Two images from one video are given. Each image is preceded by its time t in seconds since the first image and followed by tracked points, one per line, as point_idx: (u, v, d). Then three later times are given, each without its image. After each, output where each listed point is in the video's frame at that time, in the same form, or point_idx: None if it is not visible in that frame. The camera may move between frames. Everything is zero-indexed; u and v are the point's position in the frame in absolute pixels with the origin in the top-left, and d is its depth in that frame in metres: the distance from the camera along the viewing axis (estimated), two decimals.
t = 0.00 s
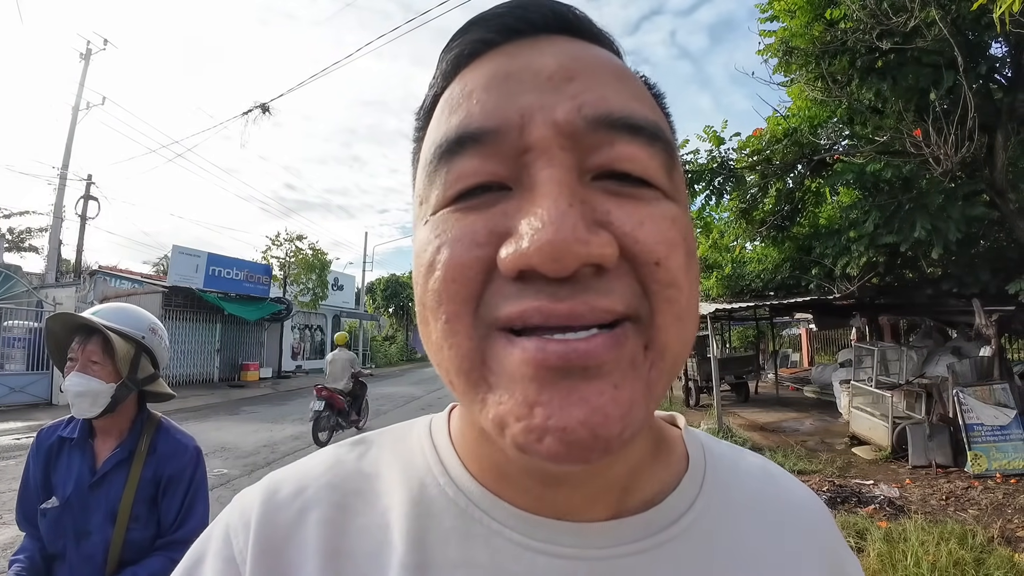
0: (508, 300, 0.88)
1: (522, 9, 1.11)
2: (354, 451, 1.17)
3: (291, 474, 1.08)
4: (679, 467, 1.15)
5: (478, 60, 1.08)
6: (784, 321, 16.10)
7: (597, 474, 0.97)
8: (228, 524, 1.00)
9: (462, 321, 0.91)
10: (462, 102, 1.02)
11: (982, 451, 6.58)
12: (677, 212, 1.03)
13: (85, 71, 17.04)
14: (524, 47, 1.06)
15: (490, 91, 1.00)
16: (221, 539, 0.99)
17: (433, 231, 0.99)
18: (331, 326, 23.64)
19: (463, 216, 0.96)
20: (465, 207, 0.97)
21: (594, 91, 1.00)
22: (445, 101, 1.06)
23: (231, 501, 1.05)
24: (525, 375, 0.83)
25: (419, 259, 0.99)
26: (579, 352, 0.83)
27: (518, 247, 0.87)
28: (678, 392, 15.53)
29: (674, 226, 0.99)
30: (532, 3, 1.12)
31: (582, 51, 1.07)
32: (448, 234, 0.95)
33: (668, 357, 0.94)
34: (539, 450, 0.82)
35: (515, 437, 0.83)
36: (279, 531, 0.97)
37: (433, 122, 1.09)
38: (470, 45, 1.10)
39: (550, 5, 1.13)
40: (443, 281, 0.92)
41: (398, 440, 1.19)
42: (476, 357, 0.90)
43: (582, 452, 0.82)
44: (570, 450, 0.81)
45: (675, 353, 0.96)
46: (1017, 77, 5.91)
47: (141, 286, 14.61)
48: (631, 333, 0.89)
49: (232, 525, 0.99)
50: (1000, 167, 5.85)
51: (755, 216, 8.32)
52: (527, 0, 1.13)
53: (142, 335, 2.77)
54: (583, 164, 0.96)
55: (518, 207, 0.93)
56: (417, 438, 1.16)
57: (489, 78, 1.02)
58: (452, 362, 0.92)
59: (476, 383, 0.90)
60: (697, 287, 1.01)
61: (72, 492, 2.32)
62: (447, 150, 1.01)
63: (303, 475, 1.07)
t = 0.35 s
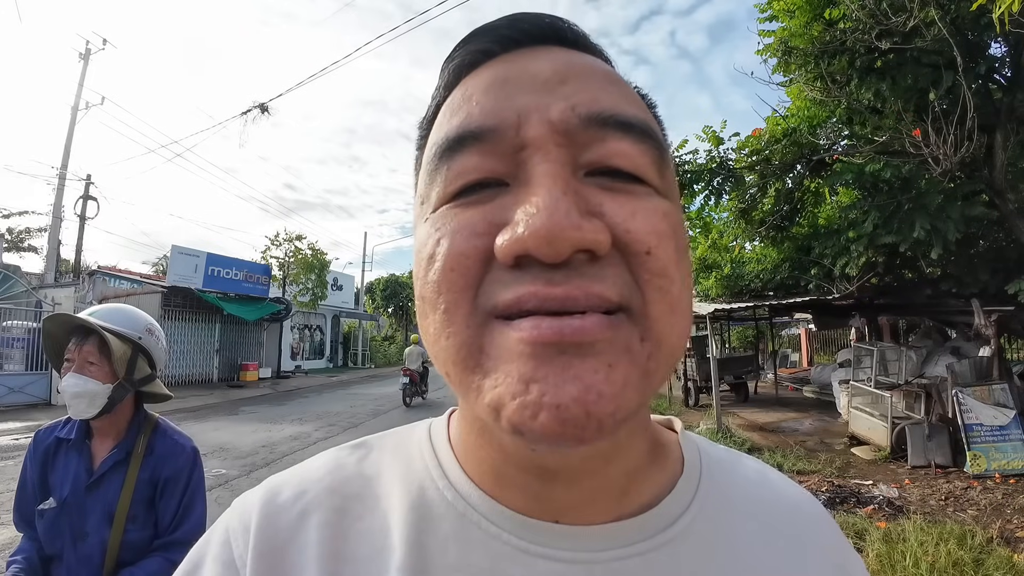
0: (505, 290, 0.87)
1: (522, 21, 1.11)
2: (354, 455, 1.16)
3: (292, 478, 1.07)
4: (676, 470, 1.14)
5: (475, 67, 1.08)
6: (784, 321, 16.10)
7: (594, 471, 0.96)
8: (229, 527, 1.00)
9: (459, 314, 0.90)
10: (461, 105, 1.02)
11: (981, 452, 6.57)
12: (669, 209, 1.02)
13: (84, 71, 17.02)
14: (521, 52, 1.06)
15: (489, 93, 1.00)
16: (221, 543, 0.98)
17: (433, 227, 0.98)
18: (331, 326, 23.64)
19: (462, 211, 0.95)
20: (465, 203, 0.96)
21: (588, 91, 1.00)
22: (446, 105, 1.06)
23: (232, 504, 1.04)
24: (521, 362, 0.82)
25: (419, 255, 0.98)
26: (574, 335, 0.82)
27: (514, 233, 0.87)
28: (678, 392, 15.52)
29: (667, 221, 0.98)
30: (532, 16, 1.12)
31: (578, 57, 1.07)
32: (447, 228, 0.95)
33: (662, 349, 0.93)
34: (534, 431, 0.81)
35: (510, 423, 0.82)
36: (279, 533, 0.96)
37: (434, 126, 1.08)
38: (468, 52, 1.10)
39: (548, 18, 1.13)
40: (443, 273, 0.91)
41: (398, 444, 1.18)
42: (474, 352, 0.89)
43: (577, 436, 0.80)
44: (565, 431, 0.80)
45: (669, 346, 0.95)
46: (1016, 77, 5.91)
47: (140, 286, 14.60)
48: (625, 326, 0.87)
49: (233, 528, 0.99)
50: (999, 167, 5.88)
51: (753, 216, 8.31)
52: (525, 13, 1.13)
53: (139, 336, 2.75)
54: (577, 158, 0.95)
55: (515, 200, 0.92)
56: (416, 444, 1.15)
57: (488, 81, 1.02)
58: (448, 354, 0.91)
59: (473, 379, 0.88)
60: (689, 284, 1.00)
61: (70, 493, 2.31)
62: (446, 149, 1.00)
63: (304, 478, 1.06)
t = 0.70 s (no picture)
0: (508, 308, 0.86)
1: (526, 32, 1.10)
2: (358, 463, 1.15)
3: (298, 485, 1.07)
4: (682, 481, 1.13)
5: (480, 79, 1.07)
6: (783, 321, 16.10)
7: (598, 486, 0.95)
8: (235, 535, 0.99)
9: (465, 330, 0.89)
10: (467, 117, 1.01)
11: (981, 452, 6.57)
12: (672, 224, 1.01)
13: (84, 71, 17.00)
14: (526, 65, 1.05)
15: (494, 107, 0.99)
16: (228, 550, 0.98)
17: (437, 241, 0.97)
18: (331, 326, 23.63)
19: (467, 225, 0.95)
20: (469, 217, 0.96)
21: (593, 105, 0.99)
22: (451, 117, 1.05)
23: (238, 512, 1.04)
24: (525, 383, 0.82)
25: (424, 268, 0.98)
26: (577, 357, 0.81)
27: (517, 251, 0.86)
28: (677, 392, 15.53)
29: (670, 239, 0.97)
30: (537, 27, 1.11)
31: (583, 69, 1.07)
32: (452, 244, 0.94)
33: (663, 368, 0.92)
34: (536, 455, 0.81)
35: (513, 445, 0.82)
36: (285, 541, 0.96)
37: (439, 137, 1.08)
38: (474, 62, 1.10)
39: (552, 28, 1.12)
40: (448, 291, 0.91)
41: (402, 454, 1.18)
42: (479, 367, 0.88)
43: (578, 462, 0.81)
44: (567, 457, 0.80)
45: (669, 364, 0.94)
46: (1016, 77, 5.91)
47: (139, 286, 14.60)
48: (626, 345, 0.87)
49: (238, 536, 0.98)
50: (999, 168, 5.88)
51: (753, 216, 8.30)
52: (530, 23, 1.12)
53: (139, 338, 2.75)
54: (581, 174, 0.95)
55: (519, 216, 0.92)
56: (421, 453, 1.14)
57: (493, 95, 1.01)
58: (455, 369, 0.91)
59: (477, 392, 0.88)
60: (690, 300, 1.00)
61: (69, 495, 2.31)
62: (451, 161, 1.00)
63: (310, 485, 1.06)
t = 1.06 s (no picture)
0: (507, 305, 0.86)
1: (529, 29, 1.09)
2: (354, 463, 1.15)
3: (293, 485, 1.06)
4: (678, 478, 1.13)
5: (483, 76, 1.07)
6: (784, 320, 16.08)
7: (596, 482, 0.95)
8: (229, 536, 0.99)
9: (465, 327, 0.89)
10: (469, 114, 1.01)
11: (980, 452, 6.57)
12: (672, 225, 1.01)
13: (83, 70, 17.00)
14: (530, 62, 1.05)
15: (497, 105, 0.99)
16: (221, 551, 0.97)
17: (439, 238, 0.97)
18: (331, 326, 23.63)
19: (468, 223, 0.94)
20: (470, 215, 0.95)
21: (595, 104, 0.99)
22: (453, 113, 1.05)
23: (233, 512, 1.03)
24: (522, 380, 0.82)
25: (425, 265, 0.98)
26: (575, 353, 0.81)
27: (519, 250, 0.86)
28: (677, 391, 15.52)
29: (670, 239, 0.97)
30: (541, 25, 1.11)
31: (587, 68, 1.06)
32: (454, 242, 0.94)
33: (661, 367, 0.92)
34: (534, 453, 0.81)
35: (509, 438, 0.82)
36: (280, 542, 0.95)
37: (441, 134, 1.07)
38: (476, 58, 1.09)
39: (555, 24, 1.12)
40: (449, 288, 0.90)
41: (399, 452, 1.17)
42: (478, 364, 0.88)
43: (576, 458, 0.80)
44: (565, 455, 0.80)
45: (667, 363, 0.94)
46: (1016, 77, 5.91)
47: (139, 285, 14.60)
48: (625, 343, 0.86)
49: (232, 537, 0.98)
50: (998, 167, 5.87)
51: (752, 216, 8.30)
52: (534, 21, 1.12)
53: (143, 337, 2.75)
54: (582, 173, 0.94)
55: (519, 214, 0.91)
56: (418, 451, 1.14)
57: (496, 93, 1.01)
58: (453, 366, 0.90)
59: (476, 388, 0.88)
60: (689, 300, 0.99)
61: (67, 493, 2.30)
62: (453, 158, 0.99)
63: (306, 485, 1.06)
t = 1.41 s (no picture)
0: (513, 305, 0.86)
1: (531, 26, 1.10)
2: (357, 460, 1.15)
3: (296, 482, 1.07)
4: (682, 475, 1.13)
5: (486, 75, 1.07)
6: (784, 320, 16.08)
7: (600, 482, 0.96)
8: (233, 532, 0.99)
9: (471, 328, 0.89)
10: (473, 112, 1.01)
11: (980, 451, 6.57)
12: (677, 224, 1.01)
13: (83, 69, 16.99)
14: (535, 60, 1.05)
15: (502, 103, 0.99)
16: (225, 547, 0.97)
17: (443, 237, 0.97)
18: (331, 325, 23.62)
19: (473, 222, 0.94)
20: (475, 214, 0.95)
21: (599, 103, 0.99)
22: (457, 111, 1.05)
23: (236, 509, 1.03)
24: (529, 385, 0.82)
25: (429, 264, 0.98)
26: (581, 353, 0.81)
27: (524, 249, 0.86)
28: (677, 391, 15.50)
29: (675, 238, 0.97)
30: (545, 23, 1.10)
31: (592, 65, 1.06)
32: (458, 240, 0.94)
33: (664, 366, 0.92)
34: (540, 458, 0.81)
35: (517, 448, 0.82)
36: (283, 539, 0.95)
37: (445, 131, 1.07)
38: (480, 56, 1.09)
39: (557, 21, 1.12)
40: (453, 287, 0.91)
41: (401, 449, 1.17)
42: (484, 363, 0.88)
43: (582, 464, 0.81)
44: (571, 457, 0.80)
45: (671, 362, 0.94)
46: (1016, 76, 5.91)
47: (139, 285, 14.60)
48: (629, 344, 0.87)
49: (236, 533, 0.98)
50: (999, 167, 5.87)
51: (752, 215, 8.31)
52: (537, 17, 1.12)
53: (149, 337, 2.77)
54: (587, 173, 0.94)
55: (524, 213, 0.91)
56: (421, 449, 1.14)
57: (500, 90, 1.01)
58: (459, 365, 0.90)
59: (481, 387, 0.88)
60: (693, 300, 1.00)
61: (68, 492, 2.30)
62: (458, 156, 0.99)
63: (309, 482, 1.06)
